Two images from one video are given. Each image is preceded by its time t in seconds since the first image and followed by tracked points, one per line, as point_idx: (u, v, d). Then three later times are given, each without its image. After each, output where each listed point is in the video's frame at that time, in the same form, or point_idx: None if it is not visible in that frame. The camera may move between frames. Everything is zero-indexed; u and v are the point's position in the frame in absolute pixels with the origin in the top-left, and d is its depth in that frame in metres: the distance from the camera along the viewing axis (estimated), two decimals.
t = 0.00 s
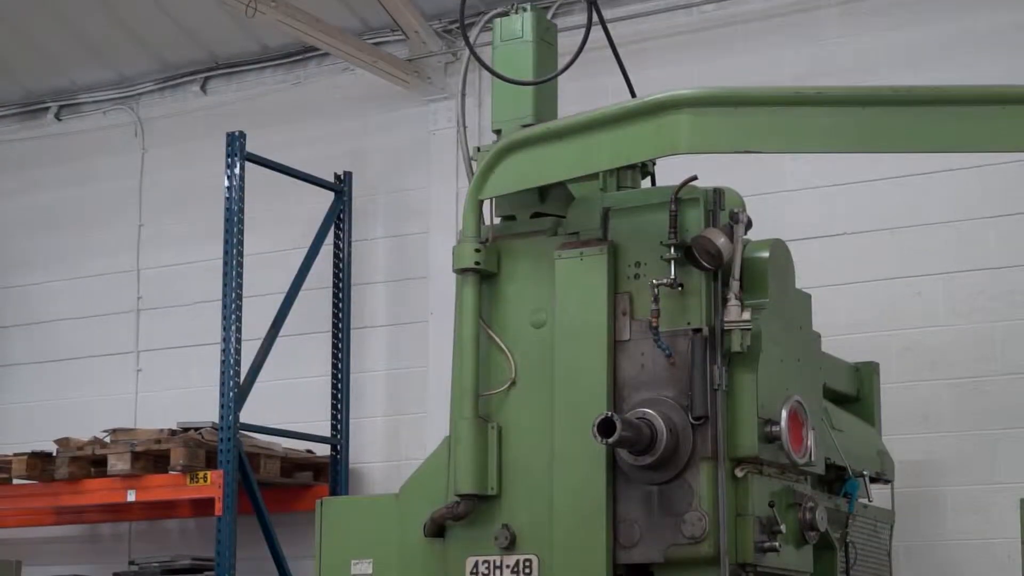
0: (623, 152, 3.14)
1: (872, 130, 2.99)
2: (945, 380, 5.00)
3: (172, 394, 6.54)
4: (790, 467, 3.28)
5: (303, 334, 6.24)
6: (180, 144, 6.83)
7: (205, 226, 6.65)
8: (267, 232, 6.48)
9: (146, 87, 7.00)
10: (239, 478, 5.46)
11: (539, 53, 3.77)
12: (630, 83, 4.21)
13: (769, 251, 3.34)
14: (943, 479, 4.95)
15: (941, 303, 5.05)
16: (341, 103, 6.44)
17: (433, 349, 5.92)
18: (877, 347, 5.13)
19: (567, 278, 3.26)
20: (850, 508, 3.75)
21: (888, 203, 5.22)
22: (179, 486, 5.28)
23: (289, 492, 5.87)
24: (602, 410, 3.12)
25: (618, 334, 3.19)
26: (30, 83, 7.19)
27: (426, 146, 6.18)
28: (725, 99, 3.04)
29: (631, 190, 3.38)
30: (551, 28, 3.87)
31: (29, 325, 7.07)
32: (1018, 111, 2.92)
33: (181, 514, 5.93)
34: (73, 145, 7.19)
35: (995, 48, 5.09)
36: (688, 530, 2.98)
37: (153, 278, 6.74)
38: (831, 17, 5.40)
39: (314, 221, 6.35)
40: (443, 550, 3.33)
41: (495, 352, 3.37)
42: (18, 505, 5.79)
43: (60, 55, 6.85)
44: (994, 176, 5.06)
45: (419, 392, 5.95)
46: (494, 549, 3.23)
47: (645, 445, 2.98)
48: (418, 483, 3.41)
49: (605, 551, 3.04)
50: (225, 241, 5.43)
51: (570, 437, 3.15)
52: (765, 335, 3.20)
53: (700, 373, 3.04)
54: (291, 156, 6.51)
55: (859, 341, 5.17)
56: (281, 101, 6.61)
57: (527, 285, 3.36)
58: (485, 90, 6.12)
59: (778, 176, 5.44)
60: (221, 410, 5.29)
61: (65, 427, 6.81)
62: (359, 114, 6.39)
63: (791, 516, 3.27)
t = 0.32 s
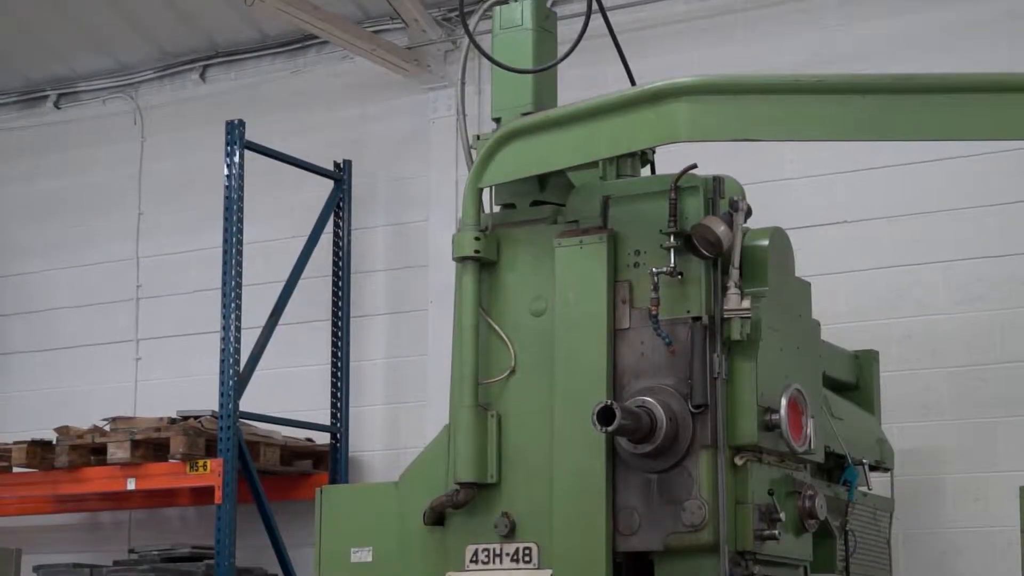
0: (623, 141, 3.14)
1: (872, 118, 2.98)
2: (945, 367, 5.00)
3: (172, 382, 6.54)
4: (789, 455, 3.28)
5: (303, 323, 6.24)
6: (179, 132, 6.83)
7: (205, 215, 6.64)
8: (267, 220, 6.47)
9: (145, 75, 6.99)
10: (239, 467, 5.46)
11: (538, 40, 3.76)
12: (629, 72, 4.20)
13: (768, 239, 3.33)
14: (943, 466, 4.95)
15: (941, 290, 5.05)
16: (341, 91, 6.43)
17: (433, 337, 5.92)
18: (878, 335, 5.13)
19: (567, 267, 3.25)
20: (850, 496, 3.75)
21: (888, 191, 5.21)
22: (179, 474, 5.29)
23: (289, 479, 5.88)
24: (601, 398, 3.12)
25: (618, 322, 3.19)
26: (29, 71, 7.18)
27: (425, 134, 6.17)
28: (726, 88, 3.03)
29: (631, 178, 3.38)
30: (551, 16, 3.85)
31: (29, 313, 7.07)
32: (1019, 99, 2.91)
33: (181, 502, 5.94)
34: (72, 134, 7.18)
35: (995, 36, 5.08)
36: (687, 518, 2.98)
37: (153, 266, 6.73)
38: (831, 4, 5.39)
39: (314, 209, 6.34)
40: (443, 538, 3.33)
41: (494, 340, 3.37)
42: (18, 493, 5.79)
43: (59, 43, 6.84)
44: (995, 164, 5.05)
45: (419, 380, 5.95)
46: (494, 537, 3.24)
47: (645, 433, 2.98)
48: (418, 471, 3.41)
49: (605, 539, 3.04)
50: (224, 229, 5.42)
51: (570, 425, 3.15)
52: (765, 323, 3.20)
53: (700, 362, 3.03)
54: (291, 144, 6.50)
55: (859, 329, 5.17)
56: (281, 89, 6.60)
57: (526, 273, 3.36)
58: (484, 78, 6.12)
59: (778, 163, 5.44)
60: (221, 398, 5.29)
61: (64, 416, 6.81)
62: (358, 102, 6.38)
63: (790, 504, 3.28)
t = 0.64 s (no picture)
0: (623, 127, 3.13)
1: (871, 103, 2.97)
2: (944, 353, 5.00)
3: (172, 368, 6.54)
4: (789, 441, 3.29)
5: (303, 309, 6.24)
6: (178, 118, 6.81)
7: (204, 201, 6.64)
8: (266, 206, 6.46)
9: (143, 61, 6.96)
10: (239, 453, 5.47)
11: (537, 27, 3.74)
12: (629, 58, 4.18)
13: (768, 225, 3.33)
14: (942, 452, 4.95)
15: (941, 276, 5.05)
16: (340, 77, 6.42)
17: (433, 322, 5.92)
18: (878, 320, 5.12)
19: (567, 253, 3.25)
20: (849, 482, 3.75)
21: (888, 177, 5.21)
22: (179, 460, 5.29)
23: (288, 465, 5.88)
24: (601, 384, 3.12)
25: (617, 308, 3.19)
26: (27, 57, 7.15)
27: (424, 120, 6.16)
28: (726, 74, 3.02)
29: (630, 164, 3.37)
30: (550, 2, 3.84)
31: (29, 299, 7.06)
32: (1019, 85, 2.90)
33: (181, 488, 5.94)
34: (71, 119, 7.16)
35: (995, 22, 5.06)
36: (686, 503, 2.99)
37: (153, 252, 6.73)
38: None
39: (313, 195, 6.34)
40: (443, 524, 3.33)
41: (494, 326, 3.37)
42: (18, 479, 5.80)
43: (57, 29, 6.82)
44: (994, 150, 5.05)
45: (419, 365, 5.95)
46: (494, 523, 3.24)
47: (645, 419, 2.98)
48: (417, 457, 3.41)
49: (604, 525, 3.05)
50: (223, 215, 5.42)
51: (570, 410, 3.15)
52: (764, 309, 3.20)
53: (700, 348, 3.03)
54: (290, 130, 6.49)
55: (858, 315, 5.17)
56: (280, 75, 6.59)
57: (525, 259, 3.36)
58: (484, 63, 6.11)
59: (778, 149, 5.43)
60: (221, 384, 5.29)
61: (64, 402, 6.81)
62: (357, 88, 6.37)
63: (789, 490, 3.28)
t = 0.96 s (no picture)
0: (623, 109, 3.12)
1: (872, 85, 2.96)
2: (943, 336, 5.00)
3: (171, 352, 6.54)
4: (788, 423, 3.28)
5: (302, 292, 6.24)
6: (177, 101, 6.80)
7: (203, 184, 6.63)
8: (265, 190, 6.46)
9: (142, 44, 6.94)
10: (238, 436, 5.47)
11: (536, 9, 3.72)
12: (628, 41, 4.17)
13: (767, 208, 3.32)
14: (941, 435, 4.96)
15: (940, 259, 5.04)
16: (338, 60, 6.40)
17: (432, 305, 5.92)
18: (877, 303, 5.12)
19: (566, 235, 3.25)
20: (848, 464, 3.75)
21: (888, 160, 5.20)
22: (179, 443, 5.30)
23: (287, 449, 5.89)
24: (599, 367, 3.12)
25: (616, 290, 3.19)
26: (25, 41, 7.13)
27: (423, 103, 6.15)
28: (726, 56, 3.01)
29: (630, 147, 3.36)
30: None
31: (28, 283, 7.06)
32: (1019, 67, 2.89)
33: (181, 471, 5.95)
34: (69, 103, 7.14)
35: (995, 5, 5.05)
36: (685, 486, 2.99)
37: (152, 236, 6.72)
38: None
39: (312, 179, 6.33)
40: (442, 507, 3.33)
41: (493, 309, 3.36)
42: (17, 463, 5.81)
43: (55, 12, 6.79)
44: (995, 133, 5.03)
45: (418, 349, 5.95)
46: (493, 506, 3.24)
47: (644, 401, 2.98)
48: (416, 440, 3.41)
49: (602, 508, 3.05)
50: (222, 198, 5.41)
51: (568, 393, 3.15)
52: (763, 292, 3.20)
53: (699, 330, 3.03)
54: (288, 113, 6.48)
55: (858, 298, 5.16)
56: (279, 58, 6.56)
57: (525, 242, 3.35)
58: (483, 46, 6.10)
59: (778, 132, 5.42)
60: (220, 367, 5.29)
61: (64, 385, 6.81)
62: (355, 71, 6.35)
63: (789, 473, 3.28)
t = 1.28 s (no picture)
0: (622, 90, 3.11)
1: (875, 68, 2.95)
2: (942, 317, 5.00)
3: (169, 333, 6.54)
4: (786, 404, 3.29)
5: (300, 273, 6.23)
6: (175, 82, 6.78)
7: (201, 165, 6.62)
8: (263, 171, 6.44)
9: (140, 25, 6.91)
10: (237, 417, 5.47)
11: None
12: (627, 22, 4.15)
13: (766, 189, 3.31)
14: (939, 416, 4.96)
15: (938, 240, 5.04)
16: (337, 41, 6.37)
17: (430, 287, 5.91)
18: (875, 284, 5.12)
19: (564, 216, 3.24)
20: (846, 445, 3.76)
21: (887, 141, 5.19)
22: (177, 424, 5.31)
23: (285, 430, 5.89)
24: (598, 348, 3.12)
25: (614, 271, 3.18)
26: (23, 21, 7.10)
27: (421, 84, 6.13)
28: (726, 37, 2.99)
29: (629, 128, 3.35)
30: None
31: (26, 264, 7.05)
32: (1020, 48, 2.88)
33: (180, 452, 5.96)
34: (67, 83, 7.12)
35: None
36: (683, 467, 2.99)
37: (150, 217, 6.71)
38: None
39: (310, 159, 6.32)
40: (440, 487, 3.33)
41: (491, 289, 3.36)
42: (16, 444, 5.80)
43: None
44: (995, 113, 5.02)
45: (416, 330, 5.95)
46: (491, 487, 3.25)
47: (642, 382, 2.98)
48: (415, 421, 3.42)
49: (600, 488, 3.05)
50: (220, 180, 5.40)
51: (567, 374, 3.15)
52: (761, 273, 3.19)
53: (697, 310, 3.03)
54: (287, 94, 6.46)
55: (856, 278, 5.16)
56: (277, 38, 6.54)
57: (523, 222, 3.35)
58: (481, 27, 6.08)
59: (778, 113, 5.41)
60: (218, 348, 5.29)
61: (62, 366, 6.81)
62: (354, 52, 6.33)
63: (787, 454, 3.28)
